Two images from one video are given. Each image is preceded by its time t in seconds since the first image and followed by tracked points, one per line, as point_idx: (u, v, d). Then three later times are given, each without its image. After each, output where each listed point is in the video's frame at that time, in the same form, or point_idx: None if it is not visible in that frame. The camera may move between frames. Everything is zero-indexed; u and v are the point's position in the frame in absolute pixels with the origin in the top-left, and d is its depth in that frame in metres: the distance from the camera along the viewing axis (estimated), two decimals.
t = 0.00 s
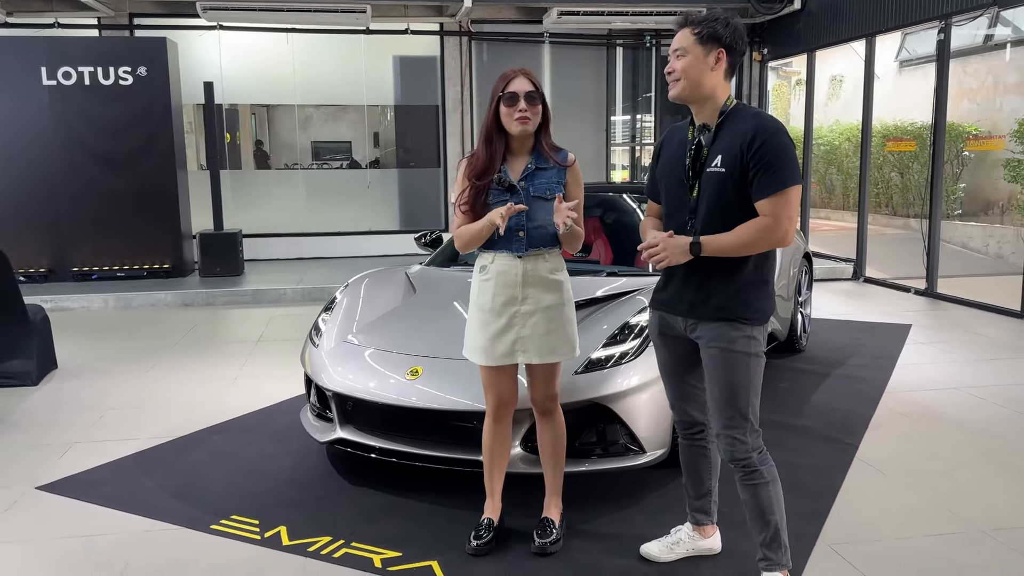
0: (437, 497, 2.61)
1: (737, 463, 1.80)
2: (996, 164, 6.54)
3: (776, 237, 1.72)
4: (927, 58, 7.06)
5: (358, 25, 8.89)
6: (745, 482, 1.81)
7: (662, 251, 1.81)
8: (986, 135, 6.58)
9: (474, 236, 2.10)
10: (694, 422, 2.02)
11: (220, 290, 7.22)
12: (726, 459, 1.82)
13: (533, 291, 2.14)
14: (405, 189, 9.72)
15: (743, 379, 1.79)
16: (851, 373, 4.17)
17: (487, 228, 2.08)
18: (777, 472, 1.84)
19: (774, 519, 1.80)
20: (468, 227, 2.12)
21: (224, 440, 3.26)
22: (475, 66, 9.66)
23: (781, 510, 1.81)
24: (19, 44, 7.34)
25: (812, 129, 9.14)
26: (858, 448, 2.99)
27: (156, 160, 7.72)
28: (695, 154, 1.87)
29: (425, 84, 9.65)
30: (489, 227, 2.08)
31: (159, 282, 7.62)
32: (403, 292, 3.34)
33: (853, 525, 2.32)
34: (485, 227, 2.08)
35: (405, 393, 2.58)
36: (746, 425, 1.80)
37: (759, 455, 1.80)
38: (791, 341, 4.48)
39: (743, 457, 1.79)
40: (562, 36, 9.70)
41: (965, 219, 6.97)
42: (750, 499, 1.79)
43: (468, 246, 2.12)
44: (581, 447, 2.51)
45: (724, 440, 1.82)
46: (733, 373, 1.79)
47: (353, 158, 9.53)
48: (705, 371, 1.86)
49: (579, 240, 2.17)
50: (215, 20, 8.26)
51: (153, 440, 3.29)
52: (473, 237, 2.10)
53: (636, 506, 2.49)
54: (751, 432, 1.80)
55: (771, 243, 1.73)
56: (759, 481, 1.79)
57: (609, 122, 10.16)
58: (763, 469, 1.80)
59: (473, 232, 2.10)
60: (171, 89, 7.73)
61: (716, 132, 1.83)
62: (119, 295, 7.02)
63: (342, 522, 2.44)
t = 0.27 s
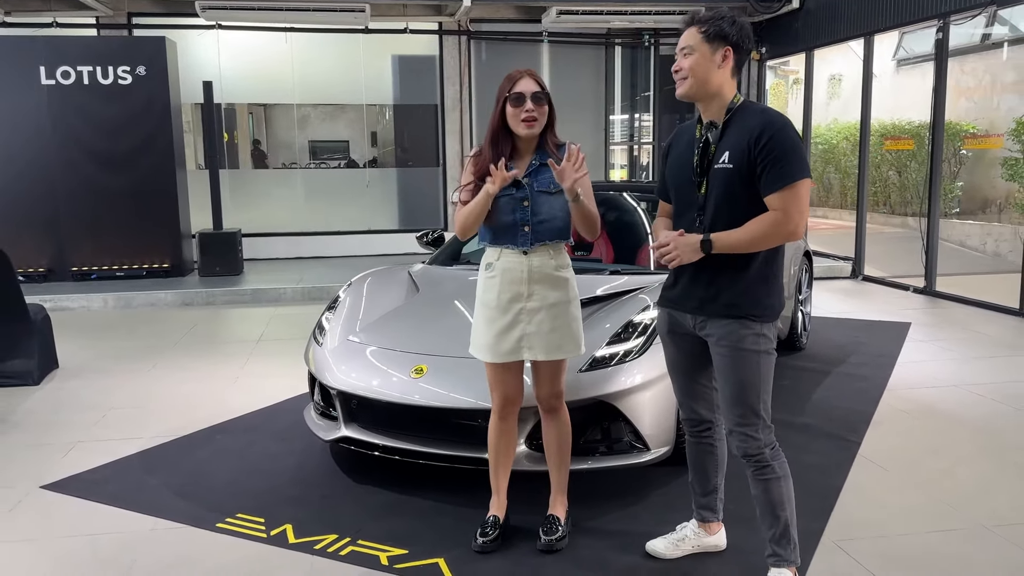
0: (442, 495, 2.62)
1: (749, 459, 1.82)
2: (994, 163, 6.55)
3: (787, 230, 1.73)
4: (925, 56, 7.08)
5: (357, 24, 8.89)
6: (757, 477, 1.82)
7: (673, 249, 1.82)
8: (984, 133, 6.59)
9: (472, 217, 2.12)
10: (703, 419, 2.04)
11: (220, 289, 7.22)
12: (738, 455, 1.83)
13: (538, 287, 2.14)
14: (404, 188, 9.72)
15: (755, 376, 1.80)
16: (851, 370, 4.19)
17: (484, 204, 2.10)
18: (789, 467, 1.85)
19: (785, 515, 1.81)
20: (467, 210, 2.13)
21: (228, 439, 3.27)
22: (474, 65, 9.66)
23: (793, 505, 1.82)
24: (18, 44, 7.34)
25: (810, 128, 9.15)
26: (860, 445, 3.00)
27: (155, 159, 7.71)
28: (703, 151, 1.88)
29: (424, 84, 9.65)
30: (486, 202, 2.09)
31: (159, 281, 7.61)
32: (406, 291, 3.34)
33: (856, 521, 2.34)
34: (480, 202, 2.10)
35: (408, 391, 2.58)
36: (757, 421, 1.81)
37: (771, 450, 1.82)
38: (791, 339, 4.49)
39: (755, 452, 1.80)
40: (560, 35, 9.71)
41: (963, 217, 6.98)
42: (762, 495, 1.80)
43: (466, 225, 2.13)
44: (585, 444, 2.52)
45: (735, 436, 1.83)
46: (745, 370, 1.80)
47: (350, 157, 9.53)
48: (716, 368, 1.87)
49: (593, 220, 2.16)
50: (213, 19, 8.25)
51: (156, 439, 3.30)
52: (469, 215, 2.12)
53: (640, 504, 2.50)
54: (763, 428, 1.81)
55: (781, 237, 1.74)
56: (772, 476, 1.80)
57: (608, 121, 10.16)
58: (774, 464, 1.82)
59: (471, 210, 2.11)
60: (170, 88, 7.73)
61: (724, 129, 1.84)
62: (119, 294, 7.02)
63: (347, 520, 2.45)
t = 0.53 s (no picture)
0: (448, 495, 2.62)
1: (760, 457, 1.84)
2: (990, 162, 6.57)
3: (797, 227, 1.73)
4: (921, 56, 7.10)
5: (355, 25, 8.89)
6: (768, 475, 1.85)
7: (681, 245, 1.84)
8: (981, 133, 6.61)
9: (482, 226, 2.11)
10: (713, 417, 2.05)
11: (219, 290, 7.21)
12: (749, 453, 1.85)
13: (545, 287, 2.15)
14: (402, 188, 9.72)
15: (767, 375, 1.82)
16: (851, 369, 4.20)
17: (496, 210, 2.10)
18: (799, 466, 1.88)
19: (794, 512, 1.84)
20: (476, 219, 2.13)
21: (231, 439, 3.27)
22: (471, 65, 9.66)
23: (802, 503, 1.85)
24: (15, 45, 7.32)
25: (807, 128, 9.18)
26: (862, 444, 3.01)
27: (153, 160, 7.70)
28: (715, 150, 1.89)
29: (422, 84, 9.65)
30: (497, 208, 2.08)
31: (157, 282, 7.60)
32: (409, 291, 3.35)
33: (861, 520, 2.35)
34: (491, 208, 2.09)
35: (411, 391, 2.59)
36: (768, 420, 1.82)
37: (782, 448, 1.84)
38: (791, 339, 4.51)
39: (766, 451, 1.83)
40: (558, 35, 9.72)
41: (959, 216, 6.99)
42: (773, 493, 1.83)
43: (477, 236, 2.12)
44: (590, 444, 2.52)
45: (746, 435, 1.85)
46: (756, 369, 1.81)
47: (347, 157, 9.51)
48: (727, 366, 1.88)
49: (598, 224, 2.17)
50: (211, 20, 8.24)
51: (160, 440, 3.29)
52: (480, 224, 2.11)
53: (646, 503, 2.51)
54: (774, 427, 1.83)
55: (792, 234, 1.74)
56: (782, 474, 1.83)
57: (606, 121, 10.17)
58: (785, 462, 1.84)
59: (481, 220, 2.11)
60: (168, 87, 7.72)
61: (734, 128, 1.85)
62: (118, 295, 7.00)
63: (353, 520, 2.45)
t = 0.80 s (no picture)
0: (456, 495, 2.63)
1: (774, 455, 1.87)
2: (988, 162, 6.58)
3: (813, 227, 1.75)
4: (919, 55, 7.12)
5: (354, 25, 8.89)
6: (782, 473, 1.88)
7: (700, 247, 1.87)
8: (979, 132, 6.62)
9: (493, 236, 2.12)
10: (726, 416, 2.08)
11: (220, 290, 7.21)
12: (763, 451, 1.89)
13: (554, 288, 2.15)
14: (401, 189, 9.72)
15: (782, 373, 1.86)
16: (855, 368, 4.22)
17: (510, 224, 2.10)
18: (813, 464, 1.91)
19: (807, 510, 1.87)
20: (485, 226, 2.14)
21: (238, 440, 3.28)
22: (470, 66, 9.67)
23: (815, 501, 1.88)
24: (14, 46, 7.31)
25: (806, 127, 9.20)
26: (867, 442, 3.03)
27: (152, 161, 7.69)
28: (729, 149, 1.92)
29: (421, 85, 9.65)
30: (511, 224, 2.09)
31: (157, 283, 7.59)
32: (414, 291, 3.35)
33: (869, 517, 2.36)
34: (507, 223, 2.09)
35: (417, 390, 2.60)
36: (783, 418, 1.86)
37: (796, 446, 1.87)
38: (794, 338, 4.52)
39: (781, 448, 1.86)
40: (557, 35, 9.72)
41: (957, 215, 7.00)
42: (786, 490, 1.86)
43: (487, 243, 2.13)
44: (599, 443, 2.53)
45: (761, 432, 1.90)
46: (772, 368, 1.86)
47: (344, 158, 9.51)
48: (743, 365, 1.93)
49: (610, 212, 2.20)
50: (210, 20, 8.23)
51: (166, 441, 3.30)
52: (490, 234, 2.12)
53: (654, 501, 2.52)
54: (789, 425, 1.87)
55: (809, 234, 1.77)
56: (796, 472, 1.86)
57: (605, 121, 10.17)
58: (799, 460, 1.87)
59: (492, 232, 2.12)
60: (167, 88, 7.71)
61: (750, 127, 1.87)
62: (119, 296, 6.99)
63: (362, 520, 2.46)
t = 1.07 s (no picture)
0: (462, 494, 2.65)
1: (783, 452, 1.89)
2: (984, 161, 6.62)
3: (824, 227, 1.80)
4: (915, 55, 7.15)
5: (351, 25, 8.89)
6: (790, 470, 1.90)
7: (710, 245, 1.90)
8: (975, 132, 6.66)
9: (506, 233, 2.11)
10: (734, 414, 2.10)
11: (219, 291, 7.21)
12: (772, 448, 1.91)
13: (564, 287, 2.17)
14: (400, 189, 9.73)
15: (792, 371, 1.88)
16: (855, 367, 4.24)
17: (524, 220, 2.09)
18: (821, 462, 1.93)
19: (815, 507, 1.89)
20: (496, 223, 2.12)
21: (243, 440, 3.28)
22: (468, 66, 9.68)
23: (822, 498, 1.90)
24: (11, 47, 7.29)
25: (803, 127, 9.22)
26: (869, 440, 3.05)
27: (151, 161, 7.68)
28: (739, 150, 1.95)
29: (419, 85, 9.66)
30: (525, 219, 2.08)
31: (156, 284, 7.58)
32: (418, 291, 3.36)
33: (874, 515, 2.37)
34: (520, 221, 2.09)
35: (421, 389, 2.61)
36: (793, 415, 1.89)
37: (805, 444, 1.89)
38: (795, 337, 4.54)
39: (790, 445, 1.88)
40: (554, 35, 9.73)
41: (953, 215, 7.03)
42: (795, 487, 1.88)
43: (495, 242, 2.13)
44: (605, 441, 2.54)
45: (771, 430, 1.92)
46: (783, 365, 1.88)
47: (340, 158, 9.50)
48: (753, 363, 1.95)
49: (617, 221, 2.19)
50: (207, 21, 8.22)
51: (170, 441, 3.30)
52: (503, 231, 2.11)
53: (660, 500, 2.54)
54: (798, 422, 1.89)
55: (820, 233, 1.81)
56: (804, 469, 1.88)
57: (602, 121, 10.18)
58: (808, 457, 1.89)
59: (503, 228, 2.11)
60: (165, 89, 7.70)
61: (760, 128, 1.91)
62: (118, 297, 6.98)
63: (370, 519, 2.47)
